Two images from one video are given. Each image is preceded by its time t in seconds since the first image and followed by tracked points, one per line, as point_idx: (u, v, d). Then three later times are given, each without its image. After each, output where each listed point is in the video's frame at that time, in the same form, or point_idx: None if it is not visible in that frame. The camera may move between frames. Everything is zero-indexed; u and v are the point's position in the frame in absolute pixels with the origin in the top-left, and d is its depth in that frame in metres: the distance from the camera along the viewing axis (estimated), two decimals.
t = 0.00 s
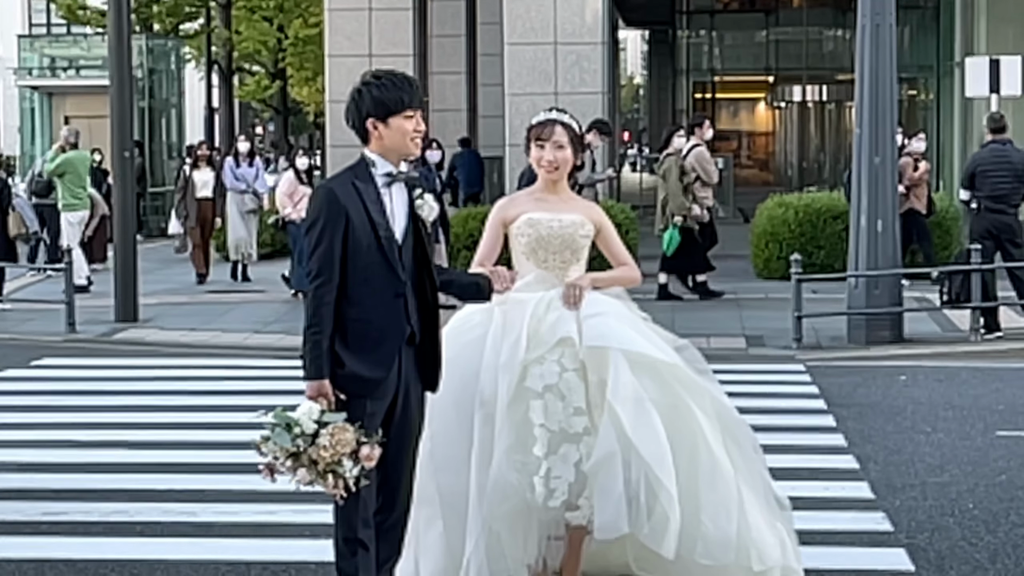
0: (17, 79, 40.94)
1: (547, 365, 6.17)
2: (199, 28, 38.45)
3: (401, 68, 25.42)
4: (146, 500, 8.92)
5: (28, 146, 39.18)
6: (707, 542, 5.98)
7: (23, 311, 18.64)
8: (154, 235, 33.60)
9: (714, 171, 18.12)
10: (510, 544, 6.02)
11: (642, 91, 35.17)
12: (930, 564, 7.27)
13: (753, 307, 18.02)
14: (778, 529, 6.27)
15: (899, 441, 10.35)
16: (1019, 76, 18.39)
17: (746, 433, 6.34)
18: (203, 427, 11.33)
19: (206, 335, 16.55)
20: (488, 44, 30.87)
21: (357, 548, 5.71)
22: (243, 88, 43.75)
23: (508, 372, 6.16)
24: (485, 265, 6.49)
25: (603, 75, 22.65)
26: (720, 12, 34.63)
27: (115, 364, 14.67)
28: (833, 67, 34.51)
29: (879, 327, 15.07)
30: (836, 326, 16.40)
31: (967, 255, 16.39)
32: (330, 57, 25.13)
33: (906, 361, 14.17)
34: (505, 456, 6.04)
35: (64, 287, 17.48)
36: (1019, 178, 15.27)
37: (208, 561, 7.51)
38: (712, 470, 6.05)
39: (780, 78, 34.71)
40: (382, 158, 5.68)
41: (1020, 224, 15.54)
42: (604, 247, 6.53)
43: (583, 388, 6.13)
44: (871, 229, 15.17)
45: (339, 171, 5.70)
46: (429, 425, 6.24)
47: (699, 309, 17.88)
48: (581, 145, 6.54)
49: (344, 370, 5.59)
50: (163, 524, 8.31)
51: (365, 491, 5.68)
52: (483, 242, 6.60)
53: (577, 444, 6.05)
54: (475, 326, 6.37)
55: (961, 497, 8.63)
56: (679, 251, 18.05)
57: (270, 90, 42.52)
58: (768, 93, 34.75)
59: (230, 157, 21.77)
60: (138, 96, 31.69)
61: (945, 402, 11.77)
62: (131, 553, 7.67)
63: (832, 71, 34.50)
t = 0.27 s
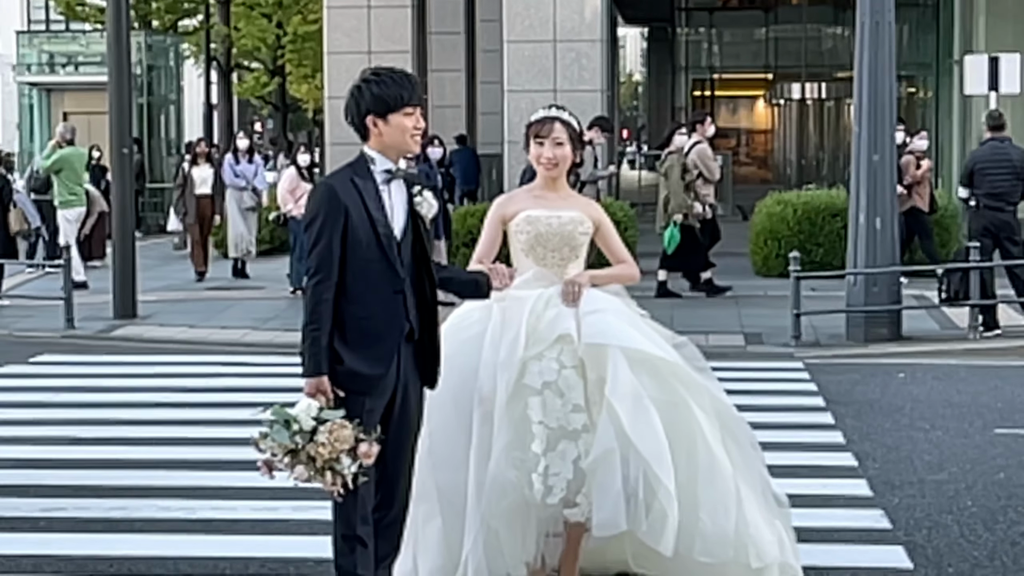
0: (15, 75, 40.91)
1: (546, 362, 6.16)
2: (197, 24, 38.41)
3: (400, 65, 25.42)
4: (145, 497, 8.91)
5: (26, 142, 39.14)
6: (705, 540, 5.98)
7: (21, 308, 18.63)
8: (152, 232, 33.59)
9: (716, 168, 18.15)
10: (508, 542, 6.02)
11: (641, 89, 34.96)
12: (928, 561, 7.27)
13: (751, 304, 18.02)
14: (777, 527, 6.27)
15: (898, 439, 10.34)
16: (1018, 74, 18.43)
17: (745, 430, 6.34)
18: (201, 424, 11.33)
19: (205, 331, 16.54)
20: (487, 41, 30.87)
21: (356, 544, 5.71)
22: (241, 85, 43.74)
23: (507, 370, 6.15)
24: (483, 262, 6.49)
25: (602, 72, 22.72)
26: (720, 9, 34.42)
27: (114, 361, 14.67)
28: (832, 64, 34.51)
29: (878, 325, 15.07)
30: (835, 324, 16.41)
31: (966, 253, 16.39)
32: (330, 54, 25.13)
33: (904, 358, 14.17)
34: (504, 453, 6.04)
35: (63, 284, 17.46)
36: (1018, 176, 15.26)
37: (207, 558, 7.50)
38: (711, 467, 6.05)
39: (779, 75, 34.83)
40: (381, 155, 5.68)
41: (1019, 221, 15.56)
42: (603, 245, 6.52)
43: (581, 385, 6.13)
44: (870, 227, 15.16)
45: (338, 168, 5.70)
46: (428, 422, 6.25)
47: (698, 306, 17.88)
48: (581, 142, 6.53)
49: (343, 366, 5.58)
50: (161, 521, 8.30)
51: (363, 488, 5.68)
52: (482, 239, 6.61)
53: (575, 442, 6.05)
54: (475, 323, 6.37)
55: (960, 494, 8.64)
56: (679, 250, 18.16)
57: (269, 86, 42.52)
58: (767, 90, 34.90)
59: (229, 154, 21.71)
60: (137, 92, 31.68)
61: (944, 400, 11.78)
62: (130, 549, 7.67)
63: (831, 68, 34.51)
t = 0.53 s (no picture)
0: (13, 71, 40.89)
1: (544, 358, 6.16)
2: (195, 20, 38.37)
3: (398, 62, 25.41)
4: (142, 492, 8.91)
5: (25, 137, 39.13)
6: (702, 536, 5.99)
7: (18, 303, 18.63)
8: (150, 228, 33.58)
9: (716, 164, 18.22)
10: (506, 538, 6.03)
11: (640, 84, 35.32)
12: (925, 558, 7.27)
13: (749, 301, 18.02)
14: (774, 525, 6.27)
15: (895, 436, 10.35)
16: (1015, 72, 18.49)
17: (742, 427, 6.35)
18: (199, 420, 11.33)
19: (202, 327, 16.54)
20: (486, 38, 30.86)
21: (353, 541, 5.71)
22: (239, 81, 43.72)
23: (504, 365, 6.15)
24: (481, 258, 6.49)
25: (600, 69, 22.82)
26: (717, 6, 34.75)
27: (112, 357, 14.67)
28: (830, 61, 34.48)
29: (875, 322, 15.08)
30: (832, 321, 16.42)
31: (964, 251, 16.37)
32: (327, 50, 25.13)
33: (901, 356, 14.18)
34: (502, 449, 6.04)
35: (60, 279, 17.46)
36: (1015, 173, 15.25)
37: (204, 554, 7.51)
38: (709, 464, 6.05)
39: (777, 73, 34.80)
40: (379, 151, 5.68)
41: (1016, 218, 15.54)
42: (600, 241, 6.51)
43: (579, 381, 6.13)
44: (868, 224, 15.16)
45: (335, 164, 5.70)
46: (425, 418, 6.25)
47: (695, 303, 17.89)
48: (579, 139, 6.52)
49: (341, 362, 5.58)
50: (159, 517, 8.31)
51: (361, 484, 5.68)
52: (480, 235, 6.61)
53: (573, 438, 6.05)
54: (473, 320, 6.38)
55: (957, 491, 8.65)
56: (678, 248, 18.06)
57: (267, 82, 42.52)
58: (765, 87, 34.85)
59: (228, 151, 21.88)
60: (136, 88, 31.69)
61: (941, 397, 11.78)
62: (127, 545, 7.68)
63: (829, 66, 34.45)
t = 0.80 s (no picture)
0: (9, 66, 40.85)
1: (540, 354, 6.16)
2: (192, 16, 38.32)
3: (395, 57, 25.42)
4: (137, 488, 8.91)
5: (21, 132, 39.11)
6: (698, 533, 5.99)
7: (14, 299, 18.62)
8: (146, 223, 33.57)
9: (716, 161, 18.09)
10: (502, 534, 6.03)
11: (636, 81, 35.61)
12: (920, 555, 7.28)
13: (744, 298, 18.03)
14: (770, 521, 6.28)
15: (891, 433, 10.36)
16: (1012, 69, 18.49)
17: (738, 424, 6.35)
18: (195, 415, 11.33)
19: (198, 323, 16.54)
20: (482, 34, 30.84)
21: (349, 537, 5.71)
22: (236, 77, 43.69)
23: (500, 362, 6.15)
24: (477, 255, 6.49)
25: (596, 65, 22.88)
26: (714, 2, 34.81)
27: (108, 352, 14.66)
28: (827, 58, 34.44)
29: (871, 319, 15.08)
30: (828, 318, 16.43)
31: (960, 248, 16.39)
32: (323, 46, 25.16)
33: (897, 353, 14.19)
34: (498, 446, 6.05)
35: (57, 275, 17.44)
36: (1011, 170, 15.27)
37: (200, 549, 7.50)
38: (704, 462, 6.05)
39: (773, 69, 34.84)
40: (376, 148, 5.68)
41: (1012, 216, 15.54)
42: (597, 238, 6.51)
43: (575, 377, 6.13)
44: (864, 221, 15.16)
45: (332, 160, 5.70)
46: (422, 414, 6.25)
47: (692, 300, 17.90)
48: (576, 136, 6.53)
49: (337, 358, 5.58)
50: (154, 512, 8.30)
51: (357, 480, 5.68)
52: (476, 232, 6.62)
53: (569, 435, 6.05)
54: (469, 316, 6.38)
55: (952, 489, 8.66)
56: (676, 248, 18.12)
57: (264, 78, 42.51)
58: (761, 84, 34.89)
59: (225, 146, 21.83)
60: (132, 83, 31.68)
61: (937, 395, 11.79)
62: (122, 541, 7.67)
63: (826, 63, 34.41)
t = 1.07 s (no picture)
0: (6, 62, 40.83)
1: (537, 353, 6.16)
2: (189, 13, 38.25)
3: (393, 55, 25.44)
4: (133, 485, 8.91)
5: (18, 128, 39.09)
6: (695, 531, 5.99)
7: (11, 295, 18.61)
8: (144, 220, 33.56)
9: (716, 159, 18.17)
10: (498, 532, 6.03)
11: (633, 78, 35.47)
12: (916, 554, 7.29)
13: (742, 297, 18.03)
14: (767, 519, 6.27)
15: (888, 431, 10.37)
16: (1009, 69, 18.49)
17: (735, 422, 6.35)
18: (191, 413, 11.33)
19: (195, 320, 16.53)
20: (480, 31, 30.77)
21: (346, 534, 5.70)
22: (234, 74, 43.67)
23: (497, 360, 6.15)
24: (474, 253, 6.49)
25: (594, 63, 22.95)
26: None
27: (105, 349, 14.66)
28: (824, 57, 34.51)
29: (868, 317, 15.09)
30: (825, 317, 16.43)
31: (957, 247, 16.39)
32: (321, 44, 25.13)
33: (894, 352, 14.20)
34: (495, 444, 6.05)
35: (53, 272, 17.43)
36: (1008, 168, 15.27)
37: (197, 546, 7.51)
38: (701, 460, 6.05)
39: (772, 67, 34.90)
40: (374, 145, 5.67)
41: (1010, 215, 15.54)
42: (594, 236, 6.51)
43: (572, 375, 6.13)
44: (862, 220, 15.16)
45: (330, 158, 5.69)
46: (419, 412, 6.24)
47: (689, 297, 17.90)
48: (573, 134, 6.53)
49: (334, 356, 5.58)
50: (151, 509, 8.30)
51: (354, 478, 5.68)
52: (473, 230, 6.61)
53: (566, 433, 6.05)
54: (466, 314, 6.37)
55: (949, 487, 8.66)
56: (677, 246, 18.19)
57: (262, 75, 42.51)
58: (760, 82, 34.92)
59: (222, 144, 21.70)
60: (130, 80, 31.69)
61: (934, 393, 11.80)
62: (119, 538, 7.67)
63: (824, 61, 34.64)
